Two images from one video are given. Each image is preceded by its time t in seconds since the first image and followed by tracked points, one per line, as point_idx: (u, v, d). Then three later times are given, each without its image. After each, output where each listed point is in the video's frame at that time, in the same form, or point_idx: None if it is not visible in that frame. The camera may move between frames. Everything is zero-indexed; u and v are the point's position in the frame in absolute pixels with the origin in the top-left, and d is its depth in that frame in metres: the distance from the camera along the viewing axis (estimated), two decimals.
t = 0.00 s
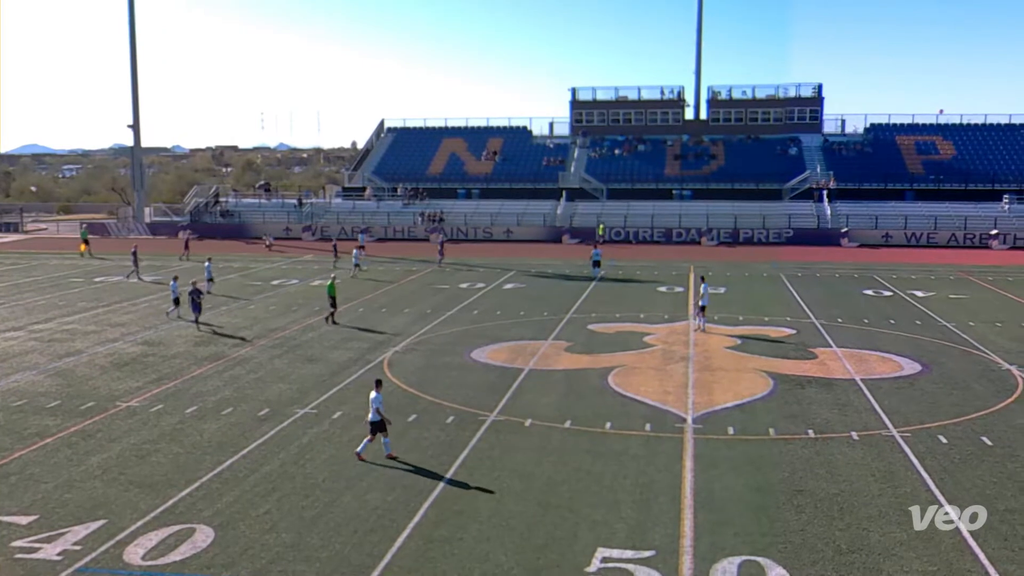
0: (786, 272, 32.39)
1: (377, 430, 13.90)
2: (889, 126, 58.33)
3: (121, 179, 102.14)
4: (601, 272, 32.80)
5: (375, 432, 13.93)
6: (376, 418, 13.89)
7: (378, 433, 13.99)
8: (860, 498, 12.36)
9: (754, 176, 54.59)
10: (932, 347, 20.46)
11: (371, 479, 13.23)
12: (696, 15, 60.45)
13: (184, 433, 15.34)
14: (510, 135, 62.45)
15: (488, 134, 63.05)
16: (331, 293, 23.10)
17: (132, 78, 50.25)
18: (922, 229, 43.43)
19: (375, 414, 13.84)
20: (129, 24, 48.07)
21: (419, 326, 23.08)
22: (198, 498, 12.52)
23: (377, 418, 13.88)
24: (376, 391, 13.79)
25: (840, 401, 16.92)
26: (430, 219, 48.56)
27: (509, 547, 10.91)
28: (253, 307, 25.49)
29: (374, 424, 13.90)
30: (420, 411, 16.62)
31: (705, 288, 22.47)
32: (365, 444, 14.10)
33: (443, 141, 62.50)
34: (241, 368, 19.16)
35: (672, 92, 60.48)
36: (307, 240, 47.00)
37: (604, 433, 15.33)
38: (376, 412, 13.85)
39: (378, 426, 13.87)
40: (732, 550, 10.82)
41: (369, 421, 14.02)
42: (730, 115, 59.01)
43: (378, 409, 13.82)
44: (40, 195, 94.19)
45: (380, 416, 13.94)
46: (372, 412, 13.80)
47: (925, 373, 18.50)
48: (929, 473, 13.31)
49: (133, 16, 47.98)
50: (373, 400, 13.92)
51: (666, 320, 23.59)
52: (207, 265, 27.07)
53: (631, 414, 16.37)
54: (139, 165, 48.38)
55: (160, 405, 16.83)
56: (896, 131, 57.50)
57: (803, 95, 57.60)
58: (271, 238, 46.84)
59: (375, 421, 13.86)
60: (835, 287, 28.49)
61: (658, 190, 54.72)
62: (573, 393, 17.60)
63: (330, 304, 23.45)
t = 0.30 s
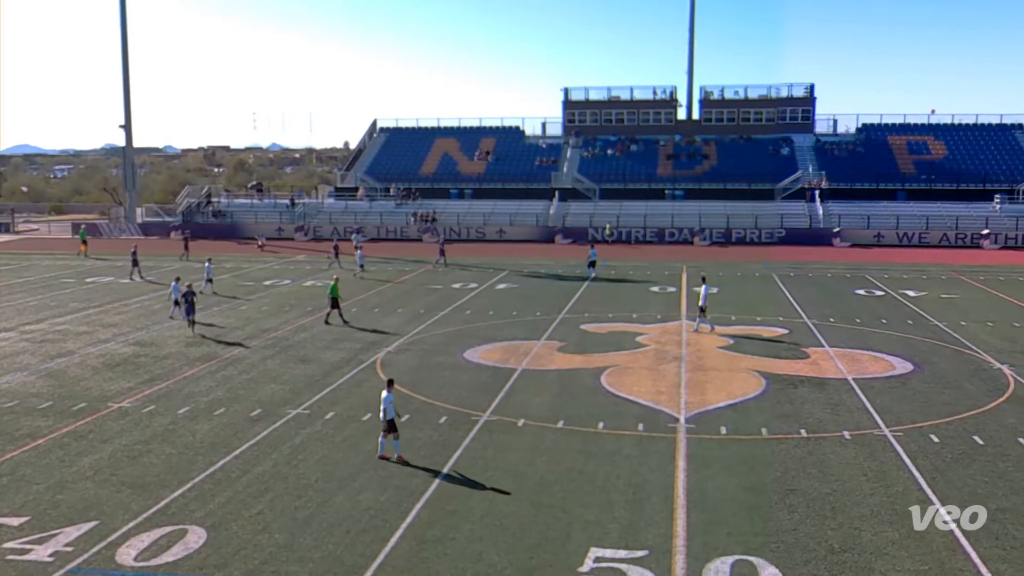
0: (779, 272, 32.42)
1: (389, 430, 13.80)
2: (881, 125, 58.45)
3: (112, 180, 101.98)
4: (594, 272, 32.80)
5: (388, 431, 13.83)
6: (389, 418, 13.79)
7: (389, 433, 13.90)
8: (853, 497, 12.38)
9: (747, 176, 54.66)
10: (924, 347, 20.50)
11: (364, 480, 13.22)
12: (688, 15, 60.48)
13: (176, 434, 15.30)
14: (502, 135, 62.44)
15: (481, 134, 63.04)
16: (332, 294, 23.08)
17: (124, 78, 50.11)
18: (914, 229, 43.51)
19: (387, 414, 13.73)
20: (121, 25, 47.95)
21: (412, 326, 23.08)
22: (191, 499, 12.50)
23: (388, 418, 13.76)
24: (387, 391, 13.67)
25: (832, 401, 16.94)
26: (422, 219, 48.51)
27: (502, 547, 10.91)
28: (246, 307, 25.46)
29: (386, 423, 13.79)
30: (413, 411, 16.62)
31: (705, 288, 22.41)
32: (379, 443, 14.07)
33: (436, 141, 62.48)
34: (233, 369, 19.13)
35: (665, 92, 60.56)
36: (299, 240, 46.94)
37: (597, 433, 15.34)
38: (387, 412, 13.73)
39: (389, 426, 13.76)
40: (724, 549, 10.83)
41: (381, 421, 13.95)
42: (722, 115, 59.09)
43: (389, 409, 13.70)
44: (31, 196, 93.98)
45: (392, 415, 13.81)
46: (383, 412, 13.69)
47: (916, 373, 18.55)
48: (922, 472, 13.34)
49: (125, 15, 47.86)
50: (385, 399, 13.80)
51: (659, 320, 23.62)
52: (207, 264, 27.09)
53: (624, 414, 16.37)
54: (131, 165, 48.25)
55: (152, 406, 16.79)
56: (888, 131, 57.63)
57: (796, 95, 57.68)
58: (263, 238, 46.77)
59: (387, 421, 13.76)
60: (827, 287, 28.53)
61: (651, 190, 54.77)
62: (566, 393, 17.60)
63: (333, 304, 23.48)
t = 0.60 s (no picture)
0: (774, 272, 32.45)
1: (404, 432, 13.78)
2: (876, 125, 58.54)
3: (106, 180, 101.83)
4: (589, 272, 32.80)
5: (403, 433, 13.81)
6: (404, 419, 13.76)
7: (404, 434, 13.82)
8: (848, 497, 12.41)
9: (742, 175, 54.71)
10: (919, 346, 20.53)
11: (359, 480, 13.21)
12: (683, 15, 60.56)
13: (171, 435, 15.28)
14: (497, 135, 62.46)
15: (476, 134, 63.07)
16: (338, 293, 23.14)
17: (118, 78, 49.99)
18: (909, 229, 43.57)
19: (403, 415, 13.71)
20: (116, 25, 47.86)
21: (408, 326, 23.08)
22: (186, 500, 12.48)
23: (404, 419, 13.74)
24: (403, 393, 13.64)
25: (827, 401, 16.95)
26: (417, 220, 48.46)
27: (497, 547, 10.91)
28: (240, 308, 25.43)
29: (402, 425, 13.77)
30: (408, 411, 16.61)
31: (709, 288, 22.36)
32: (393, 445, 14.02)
33: (431, 141, 62.48)
34: (228, 369, 19.11)
35: (660, 92, 60.64)
36: (294, 241, 46.91)
37: (592, 433, 15.36)
38: (402, 413, 13.71)
39: (405, 428, 13.74)
40: (719, 549, 10.84)
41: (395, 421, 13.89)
42: (717, 115, 59.17)
43: (405, 410, 13.67)
44: (25, 196, 93.79)
45: (408, 417, 13.79)
46: (399, 414, 13.68)
47: (911, 373, 18.58)
48: (916, 472, 13.37)
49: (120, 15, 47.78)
50: (400, 401, 13.78)
51: (654, 320, 23.64)
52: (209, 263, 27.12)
53: (619, 414, 16.38)
54: (126, 166, 48.15)
55: (147, 407, 16.76)
56: (882, 131, 57.76)
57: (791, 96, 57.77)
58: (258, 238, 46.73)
59: (402, 422, 13.72)
60: (822, 287, 28.57)
61: (646, 190, 54.81)
62: (561, 394, 17.61)
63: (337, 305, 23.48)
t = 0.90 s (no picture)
0: (772, 273, 32.48)
1: (420, 432, 13.83)
2: (874, 126, 58.60)
3: (105, 181, 101.77)
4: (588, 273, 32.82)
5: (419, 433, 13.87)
6: (419, 419, 13.81)
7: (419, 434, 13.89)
8: (846, 497, 12.42)
9: (740, 176, 54.74)
10: (917, 347, 20.55)
11: (357, 481, 13.20)
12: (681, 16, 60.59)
13: (169, 436, 15.26)
14: (496, 136, 62.49)
15: (474, 135, 63.10)
16: (347, 294, 23.16)
17: (116, 79, 49.93)
18: (907, 229, 43.60)
19: (418, 415, 13.75)
20: (114, 25, 47.81)
21: (407, 327, 23.10)
22: (184, 501, 12.46)
23: (421, 419, 13.80)
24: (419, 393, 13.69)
25: (826, 402, 16.95)
26: (416, 221, 48.45)
27: (496, 548, 10.91)
28: (239, 309, 25.42)
29: (418, 425, 13.83)
30: (406, 412, 16.61)
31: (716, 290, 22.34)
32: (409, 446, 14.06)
33: (429, 142, 62.51)
34: (226, 371, 19.09)
35: (658, 93, 60.73)
36: (293, 242, 46.90)
37: (591, 434, 15.36)
38: (419, 413, 13.77)
39: (421, 427, 13.80)
40: (718, 550, 10.85)
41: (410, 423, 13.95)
42: (716, 116, 59.22)
43: (421, 411, 13.73)
44: (24, 196, 93.77)
45: (424, 417, 13.85)
46: (415, 413, 13.73)
47: (909, 373, 18.60)
48: (915, 472, 13.38)
49: (118, 16, 47.74)
50: (417, 401, 13.85)
51: (653, 321, 23.65)
52: (212, 264, 27.14)
53: (618, 415, 16.39)
54: (124, 166, 48.06)
55: (145, 408, 16.75)
56: (881, 132, 57.84)
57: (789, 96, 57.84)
58: (257, 239, 46.71)
59: (418, 422, 13.78)
60: (820, 288, 28.59)
61: (644, 191, 54.85)
62: (560, 394, 17.62)
63: (345, 306, 23.51)
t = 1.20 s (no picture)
0: (776, 274, 32.45)
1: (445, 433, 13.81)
2: (877, 127, 58.53)
3: (109, 181, 102.00)
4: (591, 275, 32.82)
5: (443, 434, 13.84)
6: (444, 420, 13.82)
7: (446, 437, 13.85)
8: (850, 499, 12.39)
9: (744, 178, 54.68)
10: (921, 348, 20.53)
11: (360, 482, 13.20)
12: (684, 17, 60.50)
13: (173, 437, 15.28)
14: (499, 137, 62.49)
15: (477, 136, 63.11)
16: (360, 295, 23.16)
17: (120, 80, 50.01)
18: (912, 231, 43.52)
19: (442, 416, 13.77)
20: (118, 27, 47.90)
21: (410, 328, 23.12)
22: (187, 502, 12.47)
23: (445, 420, 13.79)
24: (443, 393, 13.76)
25: (829, 403, 16.93)
26: (419, 222, 48.46)
27: (499, 549, 10.91)
28: (243, 310, 25.44)
29: (442, 426, 13.82)
30: (410, 413, 16.60)
31: (730, 293, 22.25)
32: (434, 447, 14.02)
33: (432, 143, 62.54)
34: (229, 372, 19.10)
35: (661, 94, 60.69)
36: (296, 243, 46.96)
37: (594, 435, 15.35)
38: (443, 414, 13.77)
39: (446, 429, 13.77)
40: (721, 551, 10.83)
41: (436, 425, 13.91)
42: (719, 117, 59.14)
43: (444, 411, 13.75)
44: (28, 197, 93.96)
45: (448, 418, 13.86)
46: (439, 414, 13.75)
47: (913, 374, 18.58)
48: (918, 474, 13.35)
49: (122, 17, 47.82)
50: (440, 402, 13.88)
51: (656, 322, 23.64)
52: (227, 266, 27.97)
53: (621, 416, 16.38)
54: (128, 167, 48.13)
55: (148, 408, 16.78)
56: (884, 133, 57.77)
57: (793, 98, 57.77)
58: (260, 240, 46.77)
59: (442, 423, 13.77)
60: (824, 289, 28.57)
61: (647, 192, 54.83)
62: (563, 395, 17.62)
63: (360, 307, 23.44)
